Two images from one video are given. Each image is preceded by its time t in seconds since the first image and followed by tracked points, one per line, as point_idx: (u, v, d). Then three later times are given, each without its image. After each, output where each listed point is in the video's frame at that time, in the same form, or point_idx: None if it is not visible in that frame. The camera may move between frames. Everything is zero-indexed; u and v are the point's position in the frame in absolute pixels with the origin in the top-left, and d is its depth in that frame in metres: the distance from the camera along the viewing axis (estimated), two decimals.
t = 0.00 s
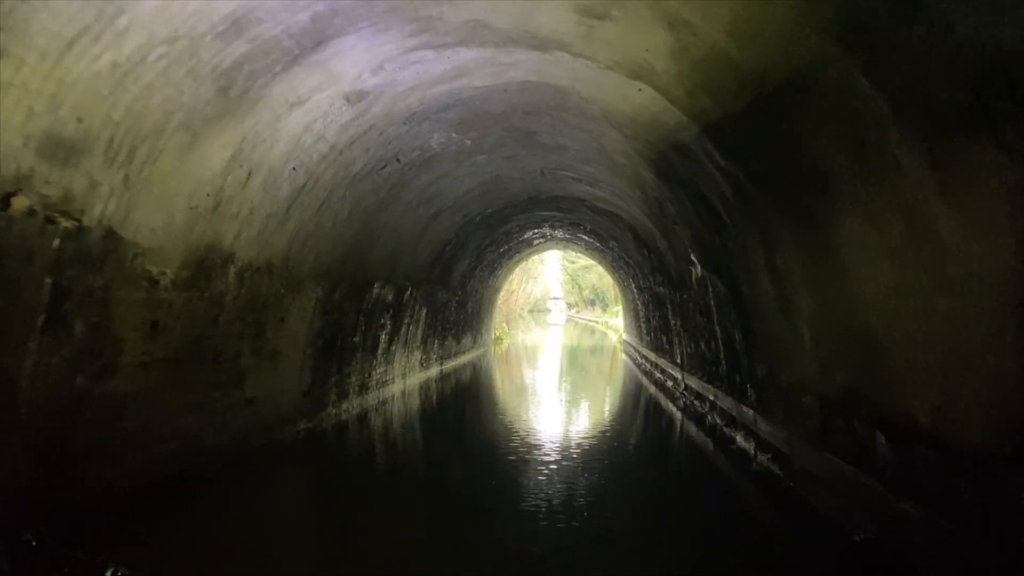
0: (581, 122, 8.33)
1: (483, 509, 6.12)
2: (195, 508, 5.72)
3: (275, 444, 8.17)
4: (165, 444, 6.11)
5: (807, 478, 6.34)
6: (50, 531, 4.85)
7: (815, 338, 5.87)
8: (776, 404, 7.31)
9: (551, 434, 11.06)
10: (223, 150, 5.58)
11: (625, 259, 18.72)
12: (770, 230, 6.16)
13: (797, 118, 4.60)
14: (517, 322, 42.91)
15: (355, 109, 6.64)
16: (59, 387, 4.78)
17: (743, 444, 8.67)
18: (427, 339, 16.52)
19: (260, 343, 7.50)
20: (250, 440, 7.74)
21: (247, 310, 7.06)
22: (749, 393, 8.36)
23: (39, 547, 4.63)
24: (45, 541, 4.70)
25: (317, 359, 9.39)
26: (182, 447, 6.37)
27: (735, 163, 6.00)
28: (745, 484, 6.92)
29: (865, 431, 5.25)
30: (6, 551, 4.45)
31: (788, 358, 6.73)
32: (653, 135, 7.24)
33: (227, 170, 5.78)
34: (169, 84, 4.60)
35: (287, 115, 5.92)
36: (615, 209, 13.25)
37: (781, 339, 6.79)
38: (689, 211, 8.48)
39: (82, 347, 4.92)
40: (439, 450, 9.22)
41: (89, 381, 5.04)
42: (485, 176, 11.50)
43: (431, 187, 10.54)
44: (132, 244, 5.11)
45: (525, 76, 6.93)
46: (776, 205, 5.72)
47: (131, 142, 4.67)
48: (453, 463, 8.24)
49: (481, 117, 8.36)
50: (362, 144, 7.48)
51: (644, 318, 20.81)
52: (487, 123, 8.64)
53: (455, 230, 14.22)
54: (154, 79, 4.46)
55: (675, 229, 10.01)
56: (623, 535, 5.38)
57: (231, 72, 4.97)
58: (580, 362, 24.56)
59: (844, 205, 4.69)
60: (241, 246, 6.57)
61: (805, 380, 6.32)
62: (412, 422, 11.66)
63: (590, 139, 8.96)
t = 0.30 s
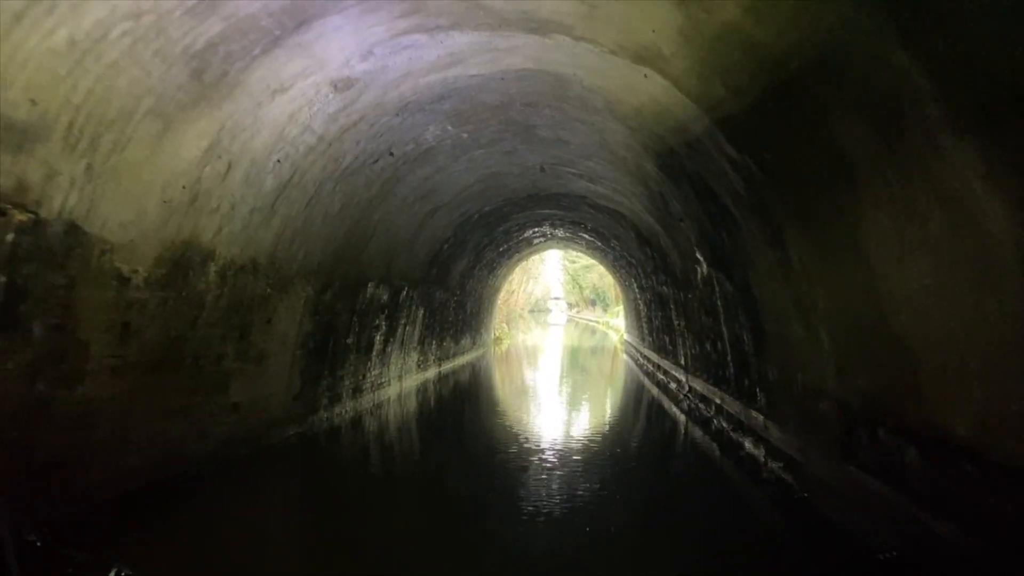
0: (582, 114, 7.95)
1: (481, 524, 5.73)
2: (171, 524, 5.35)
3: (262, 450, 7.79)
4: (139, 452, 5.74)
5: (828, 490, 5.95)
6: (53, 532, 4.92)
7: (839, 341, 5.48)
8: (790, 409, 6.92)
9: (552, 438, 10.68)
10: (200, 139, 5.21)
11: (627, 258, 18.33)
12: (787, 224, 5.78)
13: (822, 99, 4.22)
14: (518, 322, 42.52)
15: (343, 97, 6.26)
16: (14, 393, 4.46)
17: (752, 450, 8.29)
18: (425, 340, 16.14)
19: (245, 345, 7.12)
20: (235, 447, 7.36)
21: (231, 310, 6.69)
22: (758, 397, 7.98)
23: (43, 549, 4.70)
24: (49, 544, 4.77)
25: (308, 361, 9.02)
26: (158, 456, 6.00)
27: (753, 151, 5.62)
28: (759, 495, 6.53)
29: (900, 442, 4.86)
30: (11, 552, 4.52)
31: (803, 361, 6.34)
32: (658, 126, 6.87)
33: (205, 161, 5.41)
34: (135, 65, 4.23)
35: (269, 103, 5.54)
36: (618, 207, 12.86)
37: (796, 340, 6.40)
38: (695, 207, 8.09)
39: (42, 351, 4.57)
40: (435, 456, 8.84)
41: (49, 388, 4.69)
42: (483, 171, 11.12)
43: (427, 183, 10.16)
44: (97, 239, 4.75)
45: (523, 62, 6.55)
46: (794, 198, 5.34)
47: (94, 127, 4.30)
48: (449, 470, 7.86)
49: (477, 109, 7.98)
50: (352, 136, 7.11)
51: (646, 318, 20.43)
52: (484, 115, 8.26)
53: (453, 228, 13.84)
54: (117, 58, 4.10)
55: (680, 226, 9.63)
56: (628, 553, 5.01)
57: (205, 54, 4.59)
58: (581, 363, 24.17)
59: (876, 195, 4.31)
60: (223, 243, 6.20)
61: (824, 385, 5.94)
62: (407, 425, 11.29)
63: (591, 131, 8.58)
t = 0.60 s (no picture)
0: (584, 103, 7.57)
1: (476, 536, 5.36)
2: (162, 527, 5.20)
3: (247, 456, 7.40)
4: (110, 461, 5.37)
5: (850, 501, 5.55)
6: (55, 531, 4.88)
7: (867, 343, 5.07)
8: (806, 414, 6.53)
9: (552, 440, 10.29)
10: (171, 126, 4.84)
11: (629, 257, 17.92)
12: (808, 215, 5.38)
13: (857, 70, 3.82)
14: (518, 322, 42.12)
15: (329, 83, 5.87)
16: None
17: (762, 456, 7.90)
18: (422, 340, 15.76)
19: (227, 346, 6.74)
20: (219, 453, 6.98)
21: (211, 309, 6.31)
22: (769, 400, 7.59)
23: (45, 548, 4.65)
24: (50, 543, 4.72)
25: (298, 362, 8.64)
26: (132, 464, 5.64)
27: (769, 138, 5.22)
28: (772, 505, 6.14)
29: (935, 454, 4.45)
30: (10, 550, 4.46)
31: (821, 364, 5.95)
32: (664, 114, 6.48)
33: (178, 149, 5.03)
34: (92, 39, 3.86)
35: (248, 87, 5.16)
36: (621, 203, 12.46)
37: (813, 342, 6.01)
38: (702, 202, 7.71)
39: None
40: (430, 458, 8.45)
41: None
42: (481, 165, 10.73)
43: (422, 177, 9.76)
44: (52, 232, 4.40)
45: (521, 46, 6.17)
46: (816, 186, 4.95)
47: (48, 109, 3.94)
48: (443, 476, 7.48)
49: (474, 98, 7.58)
50: (341, 126, 6.72)
51: (649, 318, 20.02)
52: (481, 105, 7.87)
53: (451, 225, 13.45)
54: (73, 33, 3.73)
55: (685, 222, 9.24)
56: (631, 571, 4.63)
57: (173, 31, 4.21)
58: (581, 364, 23.62)
59: (919, 179, 3.88)
60: (201, 238, 5.82)
61: (846, 390, 5.53)
62: (403, 427, 10.90)
63: (593, 122, 8.19)
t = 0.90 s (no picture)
0: (584, 94, 7.20)
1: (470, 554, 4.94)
2: (166, 526, 5.23)
3: (229, 465, 7.03)
4: (76, 474, 5.03)
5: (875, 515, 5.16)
6: (57, 531, 4.87)
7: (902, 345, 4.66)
8: (822, 420, 6.14)
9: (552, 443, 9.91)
10: (137, 112, 4.48)
11: (631, 256, 17.54)
12: (833, 208, 4.99)
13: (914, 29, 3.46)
14: (518, 323, 41.74)
15: (313, 69, 5.50)
16: None
17: (773, 464, 7.51)
18: (418, 341, 15.38)
19: (207, 349, 6.37)
20: (200, 461, 6.60)
21: (188, 310, 5.95)
22: (779, 406, 7.21)
23: (46, 548, 4.65)
24: (52, 543, 4.72)
25: (286, 365, 8.26)
26: (101, 475, 5.28)
27: (787, 124, 4.83)
28: (788, 519, 5.73)
29: (975, 467, 4.06)
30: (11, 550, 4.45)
31: (842, 368, 5.56)
32: (670, 102, 6.11)
33: (145, 137, 4.67)
34: (39, 11, 3.49)
35: (223, 70, 4.78)
36: (623, 200, 12.07)
37: (834, 344, 5.62)
38: (709, 197, 7.33)
39: None
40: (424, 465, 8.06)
41: None
42: (478, 161, 10.35)
43: (416, 173, 9.39)
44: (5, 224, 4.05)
45: (518, 31, 5.80)
46: (847, 168, 4.57)
47: None
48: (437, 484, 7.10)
49: (469, 88, 7.20)
50: (328, 116, 6.34)
51: (650, 319, 19.65)
52: (476, 96, 7.49)
53: (448, 223, 13.07)
54: (17, 4, 3.37)
55: (690, 219, 8.86)
56: None
57: (134, 5, 3.83)
58: (582, 365, 23.25)
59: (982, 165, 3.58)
60: (175, 234, 5.45)
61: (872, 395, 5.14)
62: (397, 430, 10.52)
63: (594, 114, 7.81)
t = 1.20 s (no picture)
0: (586, 81, 6.81)
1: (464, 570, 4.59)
2: (173, 523, 5.24)
3: (210, 471, 6.67)
4: (39, 485, 4.71)
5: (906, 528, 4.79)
6: (62, 529, 4.88)
7: (936, 347, 4.28)
8: (841, 427, 5.75)
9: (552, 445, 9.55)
10: (99, 93, 4.11)
11: (633, 254, 17.16)
12: (858, 198, 4.60)
13: None
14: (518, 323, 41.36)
15: (296, 52, 5.11)
16: None
17: (784, 470, 7.15)
18: (415, 341, 15.00)
19: (185, 351, 6.00)
20: (180, 467, 6.26)
21: (164, 310, 5.60)
22: (792, 410, 6.84)
23: (49, 547, 4.66)
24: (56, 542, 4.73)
25: (273, 366, 7.89)
26: (66, 486, 4.93)
27: (809, 106, 4.44)
28: (801, 532, 5.40)
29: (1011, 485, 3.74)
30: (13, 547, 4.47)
31: (866, 372, 5.17)
32: (678, 88, 5.72)
33: (109, 121, 4.30)
34: None
35: (195, 50, 4.40)
36: (626, 196, 11.68)
37: (857, 346, 5.23)
38: (719, 190, 6.94)
39: None
40: (418, 470, 7.68)
41: None
42: (476, 154, 9.97)
43: (411, 167, 8.99)
44: None
45: (515, 12, 5.42)
46: (880, 151, 4.17)
47: None
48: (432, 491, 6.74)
49: (465, 75, 6.82)
50: (314, 103, 5.95)
51: (653, 319, 19.27)
52: (472, 84, 7.12)
53: (445, 220, 12.68)
54: None
55: (696, 214, 8.48)
56: None
57: None
58: (583, 365, 22.88)
59: None
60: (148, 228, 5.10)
61: (899, 400, 4.77)
62: (392, 432, 10.16)
63: (597, 104, 7.42)
